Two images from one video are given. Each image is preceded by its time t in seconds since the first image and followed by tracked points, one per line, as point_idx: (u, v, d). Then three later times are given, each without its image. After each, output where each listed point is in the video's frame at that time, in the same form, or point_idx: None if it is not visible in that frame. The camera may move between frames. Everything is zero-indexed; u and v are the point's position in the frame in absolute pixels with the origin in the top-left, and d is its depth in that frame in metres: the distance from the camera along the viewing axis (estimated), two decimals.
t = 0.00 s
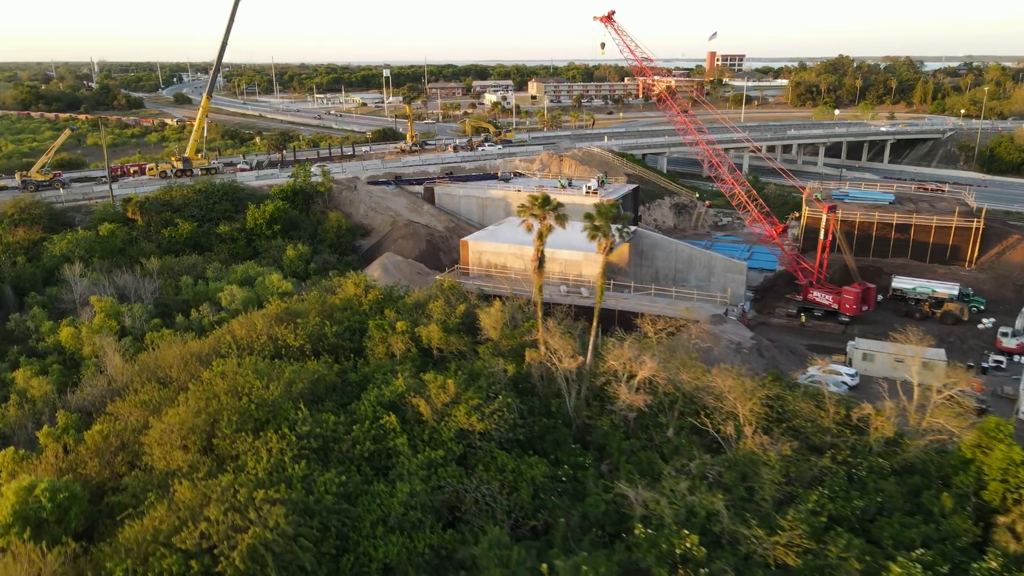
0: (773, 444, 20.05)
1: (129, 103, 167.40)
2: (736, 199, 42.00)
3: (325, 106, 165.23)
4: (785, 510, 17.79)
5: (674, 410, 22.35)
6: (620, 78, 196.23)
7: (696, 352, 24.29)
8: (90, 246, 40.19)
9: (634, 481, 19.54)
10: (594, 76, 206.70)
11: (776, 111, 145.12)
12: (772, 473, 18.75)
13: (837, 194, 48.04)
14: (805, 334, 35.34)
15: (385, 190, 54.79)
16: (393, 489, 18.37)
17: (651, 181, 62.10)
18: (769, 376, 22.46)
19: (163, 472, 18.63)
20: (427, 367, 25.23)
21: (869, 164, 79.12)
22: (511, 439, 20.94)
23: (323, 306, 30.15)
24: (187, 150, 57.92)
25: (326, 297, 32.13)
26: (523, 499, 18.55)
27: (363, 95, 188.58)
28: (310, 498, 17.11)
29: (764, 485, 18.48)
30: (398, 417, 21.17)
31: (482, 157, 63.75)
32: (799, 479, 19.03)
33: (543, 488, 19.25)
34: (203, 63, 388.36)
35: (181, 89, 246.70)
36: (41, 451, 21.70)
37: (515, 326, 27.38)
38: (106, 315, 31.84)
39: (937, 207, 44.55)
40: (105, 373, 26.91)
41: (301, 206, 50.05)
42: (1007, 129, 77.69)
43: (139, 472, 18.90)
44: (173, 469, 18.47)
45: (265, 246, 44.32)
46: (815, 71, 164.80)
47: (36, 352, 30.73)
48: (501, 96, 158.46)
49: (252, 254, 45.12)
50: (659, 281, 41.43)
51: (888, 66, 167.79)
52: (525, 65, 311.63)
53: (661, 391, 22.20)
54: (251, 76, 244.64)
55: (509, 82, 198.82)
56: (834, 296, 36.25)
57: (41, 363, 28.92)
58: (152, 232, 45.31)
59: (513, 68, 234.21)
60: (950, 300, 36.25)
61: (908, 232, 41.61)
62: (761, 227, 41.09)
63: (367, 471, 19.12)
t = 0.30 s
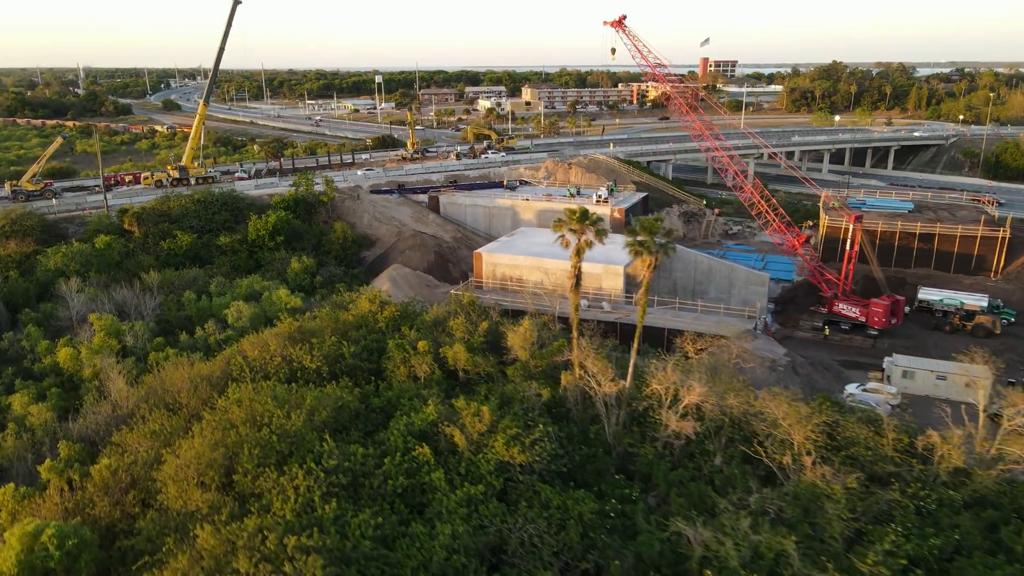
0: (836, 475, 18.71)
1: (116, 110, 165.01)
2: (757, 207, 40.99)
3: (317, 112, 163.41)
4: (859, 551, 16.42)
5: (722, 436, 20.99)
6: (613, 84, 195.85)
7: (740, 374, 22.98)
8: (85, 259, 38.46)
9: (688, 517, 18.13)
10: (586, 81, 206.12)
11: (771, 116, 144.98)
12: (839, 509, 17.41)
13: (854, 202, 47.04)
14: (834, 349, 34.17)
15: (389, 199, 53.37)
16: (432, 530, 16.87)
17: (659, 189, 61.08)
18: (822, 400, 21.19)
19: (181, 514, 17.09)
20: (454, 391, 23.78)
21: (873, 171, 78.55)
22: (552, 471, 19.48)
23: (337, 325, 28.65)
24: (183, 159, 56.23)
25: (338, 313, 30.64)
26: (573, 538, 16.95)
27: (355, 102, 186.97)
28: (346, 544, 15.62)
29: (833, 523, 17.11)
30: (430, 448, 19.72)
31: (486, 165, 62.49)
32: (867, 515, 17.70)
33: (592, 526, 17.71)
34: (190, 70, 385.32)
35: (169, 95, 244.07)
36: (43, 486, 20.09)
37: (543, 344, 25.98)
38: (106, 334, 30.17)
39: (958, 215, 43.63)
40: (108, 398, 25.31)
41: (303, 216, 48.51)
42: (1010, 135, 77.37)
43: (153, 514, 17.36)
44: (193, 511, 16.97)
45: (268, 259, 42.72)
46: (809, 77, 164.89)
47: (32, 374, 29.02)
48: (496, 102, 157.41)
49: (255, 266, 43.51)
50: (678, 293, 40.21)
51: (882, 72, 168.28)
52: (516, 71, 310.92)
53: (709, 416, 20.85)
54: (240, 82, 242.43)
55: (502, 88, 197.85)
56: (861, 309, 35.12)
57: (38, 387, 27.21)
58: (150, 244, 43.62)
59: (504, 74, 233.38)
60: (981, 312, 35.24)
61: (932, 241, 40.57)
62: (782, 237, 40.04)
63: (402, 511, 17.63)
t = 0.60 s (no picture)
0: (911, 512, 17.30)
1: (100, 117, 162.02)
2: (777, 217, 39.91)
3: (305, 119, 161.41)
4: None
5: (778, 467, 19.63)
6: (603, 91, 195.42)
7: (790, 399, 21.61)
8: (78, 274, 36.54)
9: (755, 561, 16.66)
10: (576, 87, 205.56)
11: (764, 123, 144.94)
12: (922, 551, 15.99)
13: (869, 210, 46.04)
14: (865, 365, 32.97)
15: (391, 209, 51.81)
16: None
17: (665, 197, 59.96)
18: (883, 426, 19.85)
19: (203, 567, 15.44)
20: (485, 419, 22.25)
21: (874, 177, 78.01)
22: (601, 509, 17.95)
23: (353, 347, 27.06)
24: (176, 167, 54.33)
25: (351, 333, 29.02)
26: None
27: (343, 108, 185.04)
28: None
29: (917, 567, 15.68)
30: (470, 486, 18.18)
31: (488, 173, 61.12)
32: (949, 556, 16.30)
33: (654, 572, 16.12)
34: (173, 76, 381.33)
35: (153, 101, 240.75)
36: (44, 531, 18.31)
37: (575, 367, 24.51)
38: (104, 356, 28.38)
39: (978, 224, 42.73)
40: (110, 428, 23.59)
41: (304, 227, 46.81)
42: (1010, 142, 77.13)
43: (172, 566, 15.69)
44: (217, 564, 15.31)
45: (270, 272, 41.01)
46: (799, 83, 164.95)
47: (24, 401, 27.12)
48: (487, 109, 156.27)
49: (255, 281, 41.76)
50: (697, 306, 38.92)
51: (871, 78, 168.91)
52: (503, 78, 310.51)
53: (766, 445, 19.44)
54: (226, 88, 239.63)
55: (491, 94, 196.66)
56: (890, 322, 33.97)
57: (32, 416, 25.32)
58: (145, 258, 41.75)
59: (493, 80, 232.28)
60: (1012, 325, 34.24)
61: (956, 251, 39.49)
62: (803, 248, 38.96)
63: (447, 561, 16.04)
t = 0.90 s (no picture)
0: (984, 548, 16.01)
1: (75, 125, 158.54)
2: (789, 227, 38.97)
3: (287, 126, 159.13)
4: None
5: (830, 498, 18.35)
6: (586, 97, 195.16)
7: (835, 422, 20.34)
8: (61, 291, 34.52)
9: None
10: (560, 93, 205.23)
11: (748, 129, 145.33)
12: None
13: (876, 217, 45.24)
14: (887, 379, 31.93)
15: (386, 218, 50.25)
16: None
17: (663, 205, 59.02)
18: (940, 452, 18.61)
19: None
20: (511, 448, 20.85)
21: (866, 183, 77.81)
22: (650, 549, 16.49)
23: (362, 370, 25.58)
24: (161, 177, 52.33)
25: (357, 353, 27.48)
26: None
27: (325, 115, 182.81)
28: None
29: None
30: (507, 527, 16.76)
31: (483, 181, 59.77)
32: None
33: None
34: (149, 83, 376.25)
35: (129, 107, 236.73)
36: None
37: (601, 390, 23.13)
38: (93, 381, 26.52)
39: (987, 232, 42.07)
40: (104, 462, 21.83)
41: (296, 239, 45.08)
42: (1000, 148, 77.26)
43: None
44: None
45: (264, 286, 39.27)
46: (782, 89, 165.73)
47: (7, 431, 25.19)
48: (472, 115, 155.09)
49: (248, 295, 40.01)
50: (709, 319, 37.80)
51: (852, 84, 170.07)
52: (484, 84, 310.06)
53: (819, 473, 18.16)
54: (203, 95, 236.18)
55: (474, 100, 195.50)
56: (912, 334, 33.00)
57: (17, 449, 23.38)
58: (131, 272, 39.81)
59: (475, 86, 231.31)
60: None
61: (968, 259, 38.66)
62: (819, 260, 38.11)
63: None
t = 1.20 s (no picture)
0: None
1: (42, 132, 154.13)
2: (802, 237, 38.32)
3: (263, 133, 156.15)
4: None
5: (894, 535, 17.05)
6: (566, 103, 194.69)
7: (889, 450, 19.11)
8: (39, 310, 32.34)
9: None
10: (538, 100, 204.55)
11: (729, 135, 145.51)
12: None
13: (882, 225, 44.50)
14: (910, 395, 30.95)
15: (378, 230, 48.56)
16: None
17: (660, 214, 58.05)
18: (1007, 483, 17.43)
19: None
20: (543, 483, 19.35)
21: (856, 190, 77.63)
22: None
23: (372, 397, 23.96)
24: (141, 188, 50.12)
25: (364, 377, 25.83)
26: None
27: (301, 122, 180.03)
28: None
29: None
30: None
31: (475, 190, 58.31)
32: None
33: None
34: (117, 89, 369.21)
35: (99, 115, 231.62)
36: None
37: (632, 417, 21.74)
38: (79, 412, 24.51)
39: (994, 240, 41.50)
40: (96, 505, 19.91)
41: (287, 252, 43.23)
42: (986, 155, 77.57)
43: None
44: None
45: (255, 303, 37.36)
46: (761, 96, 166.63)
47: None
48: (453, 122, 153.55)
49: (238, 312, 38.08)
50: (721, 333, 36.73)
51: (830, 90, 171.47)
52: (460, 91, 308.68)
53: (883, 510, 16.83)
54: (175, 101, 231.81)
55: (453, 106, 194.00)
56: (931, 347, 32.09)
57: None
58: (113, 289, 37.68)
59: (453, 93, 229.87)
60: None
61: (981, 270, 37.95)
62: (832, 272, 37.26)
63: None
